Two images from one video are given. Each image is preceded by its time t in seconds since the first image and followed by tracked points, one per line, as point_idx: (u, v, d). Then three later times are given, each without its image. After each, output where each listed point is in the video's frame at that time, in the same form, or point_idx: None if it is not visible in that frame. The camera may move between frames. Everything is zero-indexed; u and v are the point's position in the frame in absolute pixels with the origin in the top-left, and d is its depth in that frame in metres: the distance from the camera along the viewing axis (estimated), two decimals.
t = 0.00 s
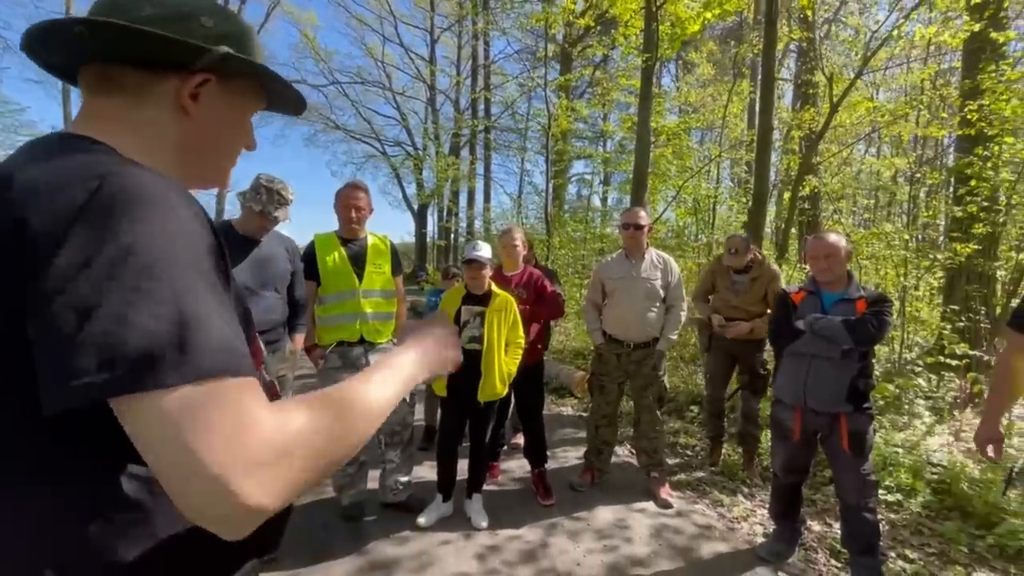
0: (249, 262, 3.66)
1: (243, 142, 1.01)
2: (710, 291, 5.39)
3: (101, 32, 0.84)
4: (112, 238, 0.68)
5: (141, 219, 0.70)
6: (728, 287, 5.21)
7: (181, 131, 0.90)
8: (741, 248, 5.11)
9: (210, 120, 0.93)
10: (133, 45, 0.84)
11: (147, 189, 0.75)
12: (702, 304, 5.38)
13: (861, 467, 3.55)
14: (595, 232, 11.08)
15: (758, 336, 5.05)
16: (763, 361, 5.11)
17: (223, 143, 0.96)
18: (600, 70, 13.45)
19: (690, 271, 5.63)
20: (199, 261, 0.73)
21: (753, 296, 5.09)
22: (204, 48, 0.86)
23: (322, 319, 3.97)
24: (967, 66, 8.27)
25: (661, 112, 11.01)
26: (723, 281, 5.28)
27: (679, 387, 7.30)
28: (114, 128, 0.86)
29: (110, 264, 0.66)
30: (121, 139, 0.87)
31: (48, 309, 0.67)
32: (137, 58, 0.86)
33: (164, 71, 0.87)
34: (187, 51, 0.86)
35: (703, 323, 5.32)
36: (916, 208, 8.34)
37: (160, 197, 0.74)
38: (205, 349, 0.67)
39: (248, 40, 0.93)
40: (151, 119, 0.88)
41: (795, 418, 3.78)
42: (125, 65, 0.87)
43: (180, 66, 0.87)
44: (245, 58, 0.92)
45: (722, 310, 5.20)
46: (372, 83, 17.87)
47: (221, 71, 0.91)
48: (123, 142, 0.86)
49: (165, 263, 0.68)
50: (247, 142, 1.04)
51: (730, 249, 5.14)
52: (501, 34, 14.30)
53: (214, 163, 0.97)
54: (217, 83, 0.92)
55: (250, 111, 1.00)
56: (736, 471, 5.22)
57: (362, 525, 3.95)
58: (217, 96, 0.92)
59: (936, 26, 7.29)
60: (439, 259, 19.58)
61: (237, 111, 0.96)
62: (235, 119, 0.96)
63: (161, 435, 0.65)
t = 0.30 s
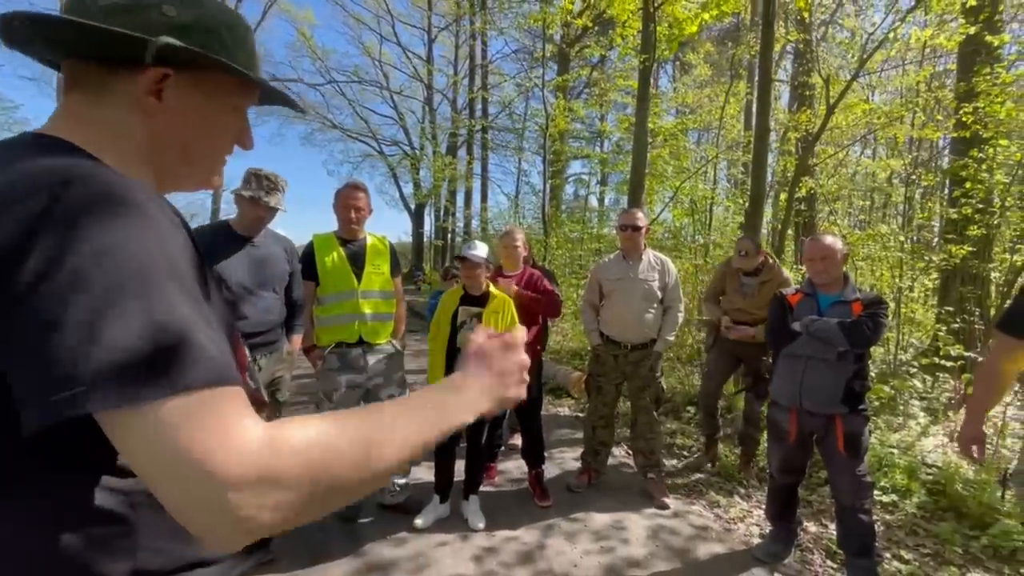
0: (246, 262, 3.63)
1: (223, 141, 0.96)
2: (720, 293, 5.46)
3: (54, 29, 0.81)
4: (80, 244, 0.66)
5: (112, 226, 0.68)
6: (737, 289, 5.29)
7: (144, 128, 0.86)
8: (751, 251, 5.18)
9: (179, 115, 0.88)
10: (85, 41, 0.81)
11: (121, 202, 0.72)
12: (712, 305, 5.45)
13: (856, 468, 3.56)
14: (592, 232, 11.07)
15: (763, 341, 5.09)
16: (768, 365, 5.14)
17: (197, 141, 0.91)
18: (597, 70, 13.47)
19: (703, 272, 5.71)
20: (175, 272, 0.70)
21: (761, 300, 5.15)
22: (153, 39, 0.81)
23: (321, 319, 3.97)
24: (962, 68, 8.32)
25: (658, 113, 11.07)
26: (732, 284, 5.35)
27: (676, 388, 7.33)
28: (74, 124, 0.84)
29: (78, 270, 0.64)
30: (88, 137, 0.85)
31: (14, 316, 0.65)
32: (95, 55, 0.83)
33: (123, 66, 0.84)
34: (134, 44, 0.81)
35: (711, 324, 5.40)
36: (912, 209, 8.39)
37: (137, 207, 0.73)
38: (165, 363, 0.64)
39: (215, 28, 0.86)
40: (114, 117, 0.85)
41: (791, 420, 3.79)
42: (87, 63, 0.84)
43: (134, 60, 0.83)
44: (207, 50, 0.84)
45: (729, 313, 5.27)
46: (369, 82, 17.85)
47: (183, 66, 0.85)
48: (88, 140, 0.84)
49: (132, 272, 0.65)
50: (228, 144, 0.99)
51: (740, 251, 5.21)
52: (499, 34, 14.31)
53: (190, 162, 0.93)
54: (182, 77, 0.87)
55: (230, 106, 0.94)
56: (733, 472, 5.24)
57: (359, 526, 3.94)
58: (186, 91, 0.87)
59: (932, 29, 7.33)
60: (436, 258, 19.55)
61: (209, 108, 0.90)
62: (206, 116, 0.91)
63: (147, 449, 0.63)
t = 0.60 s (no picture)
0: (250, 262, 3.63)
1: (210, 139, 0.95)
2: (725, 295, 5.47)
3: (32, 40, 0.84)
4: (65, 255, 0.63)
5: (106, 244, 0.65)
6: (742, 290, 5.30)
7: (125, 132, 0.87)
8: (756, 251, 5.18)
9: (161, 116, 0.89)
10: (60, 50, 0.83)
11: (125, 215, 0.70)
12: (718, 307, 5.45)
13: (859, 471, 3.54)
14: (595, 233, 11.07)
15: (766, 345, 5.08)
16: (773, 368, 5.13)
17: (180, 141, 0.91)
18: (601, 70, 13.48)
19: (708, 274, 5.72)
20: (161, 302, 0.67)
21: (766, 301, 5.14)
22: (113, 39, 0.81)
23: (323, 319, 3.97)
24: (968, 68, 8.29)
25: (662, 113, 11.08)
26: (737, 285, 5.35)
27: (678, 389, 7.34)
28: (61, 129, 0.86)
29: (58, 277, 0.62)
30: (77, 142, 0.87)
31: None
32: (71, 62, 0.85)
33: (98, 71, 0.85)
34: (95, 46, 0.81)
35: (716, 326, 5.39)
36: (916, 210, 8.37)
37: (147, 225, 0.70)
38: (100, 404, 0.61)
39: (182, 22, 0.84)
40: (101, 123, 0.87)
41: (793, 421, 3.78)
42: (72, 71, 0.86)
43: (104, 62, 0.84)
44: (172, 44, 0.83)
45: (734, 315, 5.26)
46: (373, 82, 17.89)
47: (154, 65, 0.85)
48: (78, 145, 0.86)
49: (108, 300, 0.62)
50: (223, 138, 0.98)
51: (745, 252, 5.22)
52: (502, 35, 14.34)
53: (178, 164, 0.93)
54: (155, 76, 0.86)
55: (215, 103, 0.93)
56: (735, 474, 5.23)
57: (361, 526, 3.95)
58: (165, 90, 0.88)
59: (938, 29, 7.31)
60: (439, 258, 19.59)
61: (187, 106, 0.90)
62: (186, 114, 0.90)
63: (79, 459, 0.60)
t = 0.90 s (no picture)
0: (259, 260, 3.62)
1: (235, 133, 0.98)
2: (734, 295, 5.40)
3: (65, 27, 0.87)
4: None
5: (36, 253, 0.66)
6: (752, 290, 5.22)
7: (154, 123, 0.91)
8: (766, 250, 5.11)
9: (189, 108, 0.92)
10: (95, 40, 0.86)
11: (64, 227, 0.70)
12: (727, 308, 5.37)
13: (874, 475, 3.47)
14: (605, 232, 11.00)
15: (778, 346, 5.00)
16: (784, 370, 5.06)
17: (208, 133, 0.95)
18: (611, 69, 13.40)
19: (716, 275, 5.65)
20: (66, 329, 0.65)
21: (777, 301, 5.06)
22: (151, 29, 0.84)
23: (333, 318, 3.99)
24: (988, 65, 8.11)
25: (673, 112, 11.00)
26: (747, 284, 5.27)
27: (689, 390, 7.29)
28: (88, 118, 0.89)
29: None
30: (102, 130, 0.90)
31: None
32: (104, 51, 0.88)
33: (133, 62, 0.89)
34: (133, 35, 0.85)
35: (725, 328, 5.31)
36: (934, 210, 8.21)
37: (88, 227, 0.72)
38: None
39: (220, 19, 0.89)
40: (128, 112, 0.90)
41: (807, 424, 3.71)
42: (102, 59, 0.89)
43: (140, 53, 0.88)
44: (208, 37, 0.87)
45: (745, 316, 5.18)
46: (383, 83, 17.98)
47: (189, 58, 0.89)
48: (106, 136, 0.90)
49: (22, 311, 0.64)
50: (246, 134, 1.01)
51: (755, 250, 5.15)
52: (512, 34, 14.31)
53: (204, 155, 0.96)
54: (187, 70, 0.91)
55: (242, 98, 0.97)
56: (746, 477, 5.16)
57: (368, 525, 3.95)
58: (193, 84, 0.91)
59: (957, 24, 7.16)
60: (448, 258, 19.62)
61: (217, 98, 0.94)
62: (215, 109, 0.94)
63: None
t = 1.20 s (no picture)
0: (275, 260, 3.63)
1: (237, 125, 0.95)
2: (754, 297, 5.26)
3: (59, 16, 0.83)
4: None
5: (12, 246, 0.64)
6: (772, 292, 5.07)
7: (154, 113, 0.87)
8: (786, 250, 4.97)
9: (191, 97, 0.89)
10: (89, 32, 0.83)
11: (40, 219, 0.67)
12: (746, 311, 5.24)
13: (904, 486, 3.32)
14: (622, 233, 10.89)
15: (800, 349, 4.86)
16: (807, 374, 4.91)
17: (210, 125, 0.91)
18: (628, 68, 13.27)
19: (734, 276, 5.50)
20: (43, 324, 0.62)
21: (799, 302, 4.92)
22: (156, 17, 0.82)
23: (348, 319, 3.97)
24: None
25: (693, 111, 10.84)
26: (767, 285, 5.12)
27: (708, 394, 7.17)
28: (87, 115, 0.86)
29: None
30: (97, 124, 0.86)
31: None
32: (97, 43, 0.85)
33: (129, 52, 0.85)
34: (135, 23, 0.82)
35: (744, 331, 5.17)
36: (966, 209, 7.91)
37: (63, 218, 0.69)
38: None
39: (221, 9, 0.87)
40: (127, 108, 0.87)
41: (832, 431, 3.57)
42: (97, 49, 0.86)
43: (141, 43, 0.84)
44: (211, 23, 0.85)
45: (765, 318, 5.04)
46: (401, 84, 18.10)
47: (190, 46, 0.87)
48: (101, 128, 0.86)
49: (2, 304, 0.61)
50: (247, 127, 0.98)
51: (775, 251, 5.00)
52: (529, 34, 14.25)
53: (205, 148, 0.93)
54: (189, 58, 0.88)
55: (249, 89, 0.96)
56: (767, 484, 5.02)
57: (381, 526, 3.93)
58: (197, 73, 0.88)
59: (990, 17, 6.88)
60: (464, 258, 19.66)
61: (222, 87, 0.91)
62: (216, 99, 0.91)
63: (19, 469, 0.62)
